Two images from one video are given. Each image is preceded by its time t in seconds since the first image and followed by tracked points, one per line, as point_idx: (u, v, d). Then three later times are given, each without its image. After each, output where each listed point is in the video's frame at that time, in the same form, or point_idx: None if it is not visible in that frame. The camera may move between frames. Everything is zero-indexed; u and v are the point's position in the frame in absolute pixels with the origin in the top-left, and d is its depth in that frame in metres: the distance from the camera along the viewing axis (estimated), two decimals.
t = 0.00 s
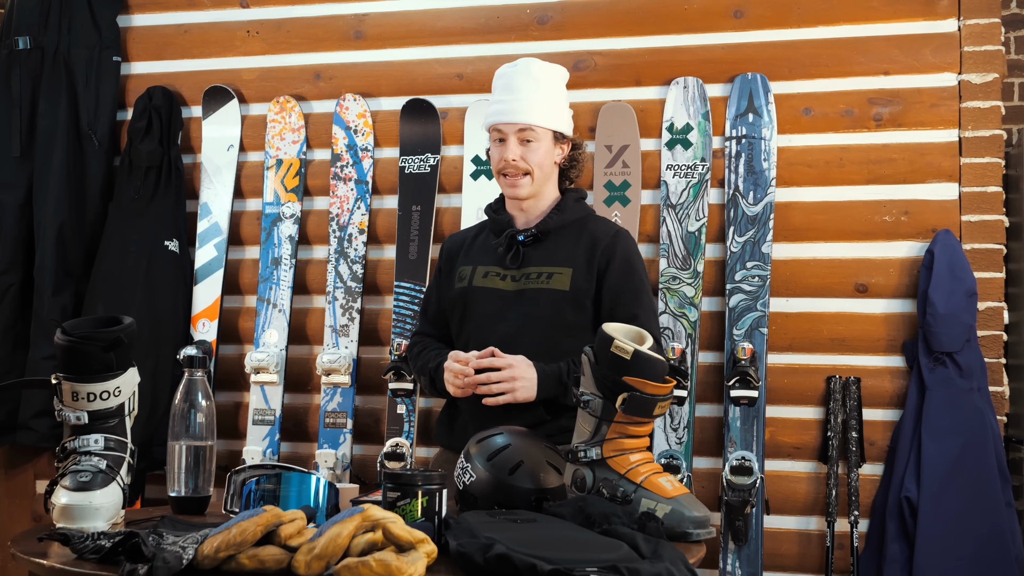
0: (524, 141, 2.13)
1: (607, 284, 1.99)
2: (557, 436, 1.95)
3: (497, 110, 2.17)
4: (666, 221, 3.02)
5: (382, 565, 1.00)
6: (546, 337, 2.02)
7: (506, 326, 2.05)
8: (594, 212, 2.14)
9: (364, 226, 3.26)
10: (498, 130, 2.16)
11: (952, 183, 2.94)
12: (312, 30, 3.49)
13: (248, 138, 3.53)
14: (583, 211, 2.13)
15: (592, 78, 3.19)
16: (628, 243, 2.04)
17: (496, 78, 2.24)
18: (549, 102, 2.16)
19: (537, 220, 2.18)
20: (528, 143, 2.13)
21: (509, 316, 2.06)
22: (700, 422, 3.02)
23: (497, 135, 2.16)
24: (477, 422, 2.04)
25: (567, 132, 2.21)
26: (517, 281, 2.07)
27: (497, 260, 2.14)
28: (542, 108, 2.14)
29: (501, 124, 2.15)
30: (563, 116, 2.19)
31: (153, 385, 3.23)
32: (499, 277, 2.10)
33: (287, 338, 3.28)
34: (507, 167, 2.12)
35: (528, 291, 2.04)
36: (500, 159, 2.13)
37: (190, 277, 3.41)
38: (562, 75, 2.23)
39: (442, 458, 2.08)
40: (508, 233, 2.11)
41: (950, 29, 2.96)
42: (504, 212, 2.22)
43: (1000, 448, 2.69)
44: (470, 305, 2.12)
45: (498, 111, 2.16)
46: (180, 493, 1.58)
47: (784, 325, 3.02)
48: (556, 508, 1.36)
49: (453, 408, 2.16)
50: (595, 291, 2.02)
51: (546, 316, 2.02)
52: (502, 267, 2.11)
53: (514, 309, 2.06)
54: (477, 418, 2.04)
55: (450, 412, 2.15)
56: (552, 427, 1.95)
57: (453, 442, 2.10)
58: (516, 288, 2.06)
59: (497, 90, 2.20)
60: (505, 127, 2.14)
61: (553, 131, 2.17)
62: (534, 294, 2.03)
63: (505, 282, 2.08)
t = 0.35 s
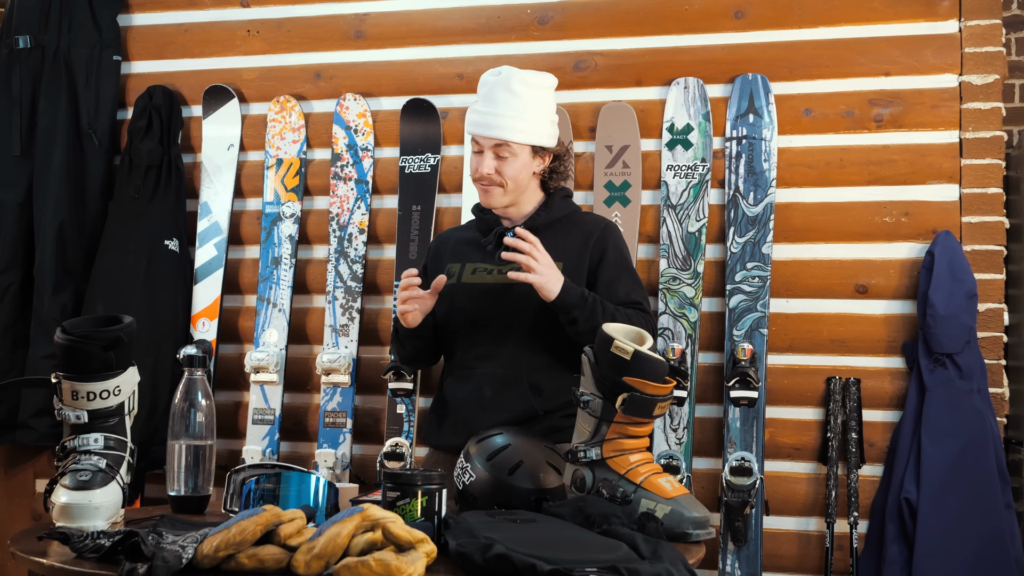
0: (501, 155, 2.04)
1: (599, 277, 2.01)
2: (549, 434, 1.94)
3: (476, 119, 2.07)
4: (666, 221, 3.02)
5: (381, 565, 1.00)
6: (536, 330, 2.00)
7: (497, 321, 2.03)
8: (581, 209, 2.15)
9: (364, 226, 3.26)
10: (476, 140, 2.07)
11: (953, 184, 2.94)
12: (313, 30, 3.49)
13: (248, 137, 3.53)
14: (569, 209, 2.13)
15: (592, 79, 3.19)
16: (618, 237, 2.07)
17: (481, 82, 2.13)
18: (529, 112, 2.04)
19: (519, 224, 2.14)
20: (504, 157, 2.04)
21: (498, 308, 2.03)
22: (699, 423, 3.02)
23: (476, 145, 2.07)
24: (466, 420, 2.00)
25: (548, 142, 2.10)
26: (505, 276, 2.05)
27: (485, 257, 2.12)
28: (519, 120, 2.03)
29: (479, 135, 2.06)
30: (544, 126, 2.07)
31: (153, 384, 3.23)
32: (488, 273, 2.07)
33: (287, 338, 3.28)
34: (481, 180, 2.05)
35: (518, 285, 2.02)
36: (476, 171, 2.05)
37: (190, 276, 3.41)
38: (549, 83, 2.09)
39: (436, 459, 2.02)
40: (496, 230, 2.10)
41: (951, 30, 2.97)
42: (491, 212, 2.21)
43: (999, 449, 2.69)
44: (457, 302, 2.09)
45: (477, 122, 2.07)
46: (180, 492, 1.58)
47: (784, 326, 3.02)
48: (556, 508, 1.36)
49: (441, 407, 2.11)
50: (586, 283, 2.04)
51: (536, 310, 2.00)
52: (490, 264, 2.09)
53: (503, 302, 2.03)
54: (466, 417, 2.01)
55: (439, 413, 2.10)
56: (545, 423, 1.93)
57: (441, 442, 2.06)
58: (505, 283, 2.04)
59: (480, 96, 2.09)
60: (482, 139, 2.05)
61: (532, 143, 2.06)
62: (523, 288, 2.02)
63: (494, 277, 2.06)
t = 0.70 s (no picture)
0: (519, 131, 2.13)
1: (593, 277, 1.97)
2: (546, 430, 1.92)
3: (488, 101, 2.18)
4: (667, 216, 3.01)
5: (383, 560, 1.00)
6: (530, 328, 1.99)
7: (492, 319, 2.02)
8: (580, 206, 2.13)
9: (364, 220, 3.26)
10: (492, 119, 2.15)
11: (954, 178, 2.94)
12: (313, 24, 3.49)
13: (248, 132, 3.52)
14: (568, 206, 2.11)
15: (592, 73, 3.18)
16: (615, 238, 2.03)
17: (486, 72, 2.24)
18: (540, 94, 2.19)
19: (522, 212, 2.14)
20: (522, 133, 2.13)
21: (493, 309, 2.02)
22: (700, 417, 3.02)
23: (491, 124, 2.15)
24: (463, 418, 2.00)
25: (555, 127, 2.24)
26: (502, 272, 2.05)
27: (482, 251, 2.11)
28: (532, 99, 2.16)
29: (495, 114, 2.15)
30: (552, 109, 2.22)
31: (154, 379, 3.23)
32: (484, 268, 2.07)
33: (287, 332, 3.28)
34: (501, 154, 2.10)
35: (513, 281, 2.02)
36: (495, 148, 2.11)
37: (190, 271, 3.41)
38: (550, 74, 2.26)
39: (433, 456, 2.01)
40: (493, 223, 2.09)
41: (952, 24, 2.96)
42: (489, 205, 2.20)
43: (1000, 444, 2.68)
44: (454, 297, 2.09)
45: (491, 101, 2.17)
46: (181, 486, 1.60)
47: (785, 320, 3.01)
48: (556, 502, 1.36)
49: (438, 404, 2.11)
50: (580, 284, 1.99)
51: (531, 308, 1.99)
52: (487, 258, 2.09)
53: (498, 299, 2.02)
54: (463, 415, 2.01)
55: (434, 409, 2.10)
56: (542, 421, 1.92)
57: (436, 438, 2.05)
58: (501, 278, 2.04)
59: (489, 81, 2.21)
60: (500, 116, 2.15)
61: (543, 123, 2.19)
62: (518, 285, 2.01)
63: (491, 273, 2.05)
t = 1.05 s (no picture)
0: (518, 125, 2.13)
1: (593, 273, 1.97)
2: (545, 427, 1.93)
3: (487, 96, 2.18)
4: (667, 211, 3.01)
5: (383, 555, 1.01)
6: (531, 325, 1.99)
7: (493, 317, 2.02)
8: (580, 202, 2.12)
9: (364, 216, 3.26)
10: (491, 114, 2.15)
11: (954, 173, 2.93)
12: (312, 20, 3.48)
13: (248, 128, 3.52)
14: (568, 202, 2.11)
15: (592, 68, 3.18)
16: (615, 233, 2.03)
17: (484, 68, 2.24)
18: (539, 88, 2.18)
19: (522, 208, 2.15)
20: (520, 127, 2.12)
21: (495, 307, 2.02)
22: (700, 412, 3.02)
23: (490, 119, 2.15)
24: (460, 413, 2.00)
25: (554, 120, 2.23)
26: (503, 270, 2.04)
27: (483, 249, 2.10)
28: (531, 93, 2.16)
29: (493, 109, 2.15)
30: (551, 103, 2.21)
31: (154, 376, 3.23)
32: (485, 267, 2.06)
33: (287, 328, 3.28)
34: (499, 150, 2.10)
35: (514, 280, 2.02)
36: (493, 143, 2.11)
37: (190, 267, 3.41)
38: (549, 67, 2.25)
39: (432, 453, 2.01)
40: (493, 221, 2.08)
41: (952, 18, 2.95)
42: (489, 203, 2.19)
43: (1000, 438, 2.69)
44: (455, 295, 2.09)
45: (490, 96, 2.17)
46: (181, 483, 1.59)
47: (785, 315, 3.01)
48: (556, 498, 1.35)
49: (436, 401, 2.09)
50: (581, 280, 1.99)
51: (532, 306, 1.99)
52: (487, 256, 2.08)
53: (499, 297, 2.02)
54: (461, 410, 2.00)
55: (433, 407, 2.09)
56: (540, 417, 1.92)
57: (437, 435, 2.05)
58: (502, 277, 2.03)
59: (488, 77, 2.21)
60: (497, 111, 2.14)
61: (542, 116, 2.17)
62: (519, 283, 2.01)
63: (491, 271, 2.05)
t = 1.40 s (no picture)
0: (519, 119, 2.14)
1: (595, 268, 1.98)
2: (546, 423, 1.92)
3: (489, 90, 2.18)
4: (666, 208, 3.01)
5: (383, 552, 1.01)
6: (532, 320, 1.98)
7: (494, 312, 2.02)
8: (580, 197, 2.12)
9: (363, 213, 3.25)
10: (492, 108, 2.16)
11: (953, 169, 2.93)
12: (311, 17, 3.48)
13: (246, 125, 3.52)
14: (567, 197, 2.11)
15: (591, 65, 3.17)
16: (616, 229, 2.03)
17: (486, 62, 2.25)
18: (541, 83, 2.18)
19: (521, 204, 2.14)
20: (521, 121, 2.13)
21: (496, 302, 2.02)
22: (700, 409, 3.02)
23: (491, 113, 2.16)
24: (461, 409, 2.00)
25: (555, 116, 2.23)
26: (503, 265, 2.04)
27: (483, 244, 2.10)
28: (533, 87, 2.16)
29: (495, 103, 2.15)
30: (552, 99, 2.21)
31: (153, 373, 3.23)
32: (485, 262, 2.06)
33: (286, 326, 3.28)
34: (500, 142, 2.11)
35: (514, 275, 2.01)
36: (495, 136, 2.12)
37: (190, 264, 3.40)
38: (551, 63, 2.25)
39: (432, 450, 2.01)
40: (494, 216, 2.08)
41: (951, 14, 2.95)
42: (487, 198, 2.19)
43: (999, 434, 2.69)
44: (455, 290, 2.08)
45: (491, 90, 2.17)
46: (181, 480, 1.58)
47: (785, 312, 3.01)
48: (556, 494, 1.36)
49: (437, 397, 2.09)
50: (582, 275, 1.99)
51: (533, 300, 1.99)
52: (488, 252, 2.08)
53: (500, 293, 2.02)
54: (462, 407, 2.00)
55: (434, 403, 2.09)
56: (542, 413, 1.92)
57: (438, 432, 2.05)
58: (502, 272, 2.03)
59: (489, 71, 2.20)
60: (499, 105, 2.15)
61: (543, 112, 2.18)
62: (519, 278, 2.00)
63: (491, 266, 2.05)
